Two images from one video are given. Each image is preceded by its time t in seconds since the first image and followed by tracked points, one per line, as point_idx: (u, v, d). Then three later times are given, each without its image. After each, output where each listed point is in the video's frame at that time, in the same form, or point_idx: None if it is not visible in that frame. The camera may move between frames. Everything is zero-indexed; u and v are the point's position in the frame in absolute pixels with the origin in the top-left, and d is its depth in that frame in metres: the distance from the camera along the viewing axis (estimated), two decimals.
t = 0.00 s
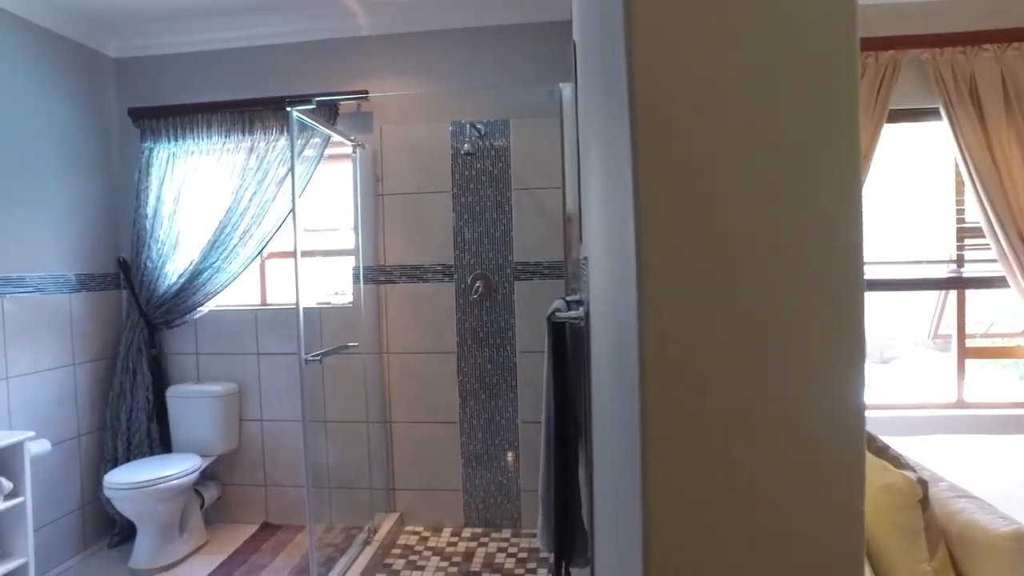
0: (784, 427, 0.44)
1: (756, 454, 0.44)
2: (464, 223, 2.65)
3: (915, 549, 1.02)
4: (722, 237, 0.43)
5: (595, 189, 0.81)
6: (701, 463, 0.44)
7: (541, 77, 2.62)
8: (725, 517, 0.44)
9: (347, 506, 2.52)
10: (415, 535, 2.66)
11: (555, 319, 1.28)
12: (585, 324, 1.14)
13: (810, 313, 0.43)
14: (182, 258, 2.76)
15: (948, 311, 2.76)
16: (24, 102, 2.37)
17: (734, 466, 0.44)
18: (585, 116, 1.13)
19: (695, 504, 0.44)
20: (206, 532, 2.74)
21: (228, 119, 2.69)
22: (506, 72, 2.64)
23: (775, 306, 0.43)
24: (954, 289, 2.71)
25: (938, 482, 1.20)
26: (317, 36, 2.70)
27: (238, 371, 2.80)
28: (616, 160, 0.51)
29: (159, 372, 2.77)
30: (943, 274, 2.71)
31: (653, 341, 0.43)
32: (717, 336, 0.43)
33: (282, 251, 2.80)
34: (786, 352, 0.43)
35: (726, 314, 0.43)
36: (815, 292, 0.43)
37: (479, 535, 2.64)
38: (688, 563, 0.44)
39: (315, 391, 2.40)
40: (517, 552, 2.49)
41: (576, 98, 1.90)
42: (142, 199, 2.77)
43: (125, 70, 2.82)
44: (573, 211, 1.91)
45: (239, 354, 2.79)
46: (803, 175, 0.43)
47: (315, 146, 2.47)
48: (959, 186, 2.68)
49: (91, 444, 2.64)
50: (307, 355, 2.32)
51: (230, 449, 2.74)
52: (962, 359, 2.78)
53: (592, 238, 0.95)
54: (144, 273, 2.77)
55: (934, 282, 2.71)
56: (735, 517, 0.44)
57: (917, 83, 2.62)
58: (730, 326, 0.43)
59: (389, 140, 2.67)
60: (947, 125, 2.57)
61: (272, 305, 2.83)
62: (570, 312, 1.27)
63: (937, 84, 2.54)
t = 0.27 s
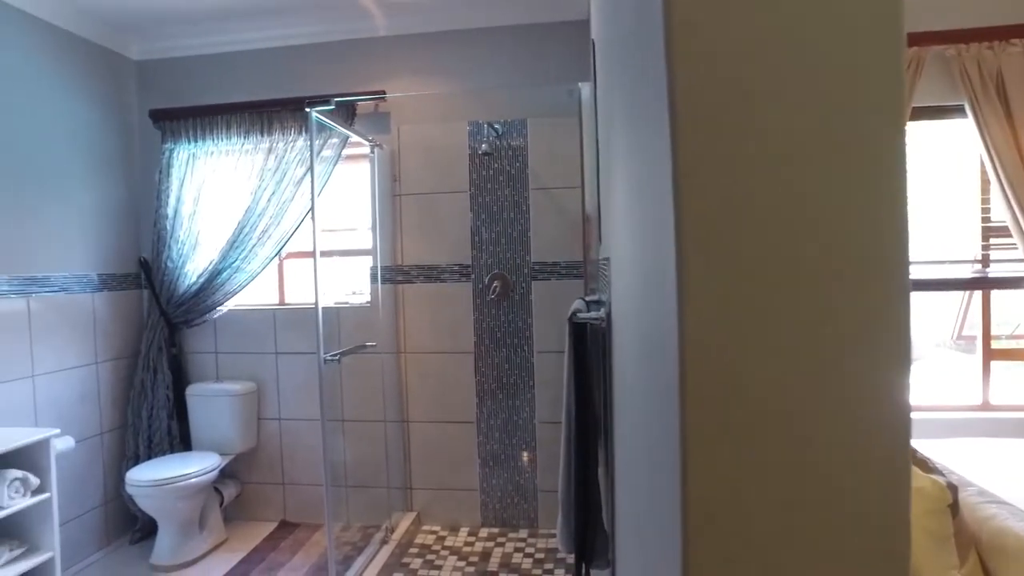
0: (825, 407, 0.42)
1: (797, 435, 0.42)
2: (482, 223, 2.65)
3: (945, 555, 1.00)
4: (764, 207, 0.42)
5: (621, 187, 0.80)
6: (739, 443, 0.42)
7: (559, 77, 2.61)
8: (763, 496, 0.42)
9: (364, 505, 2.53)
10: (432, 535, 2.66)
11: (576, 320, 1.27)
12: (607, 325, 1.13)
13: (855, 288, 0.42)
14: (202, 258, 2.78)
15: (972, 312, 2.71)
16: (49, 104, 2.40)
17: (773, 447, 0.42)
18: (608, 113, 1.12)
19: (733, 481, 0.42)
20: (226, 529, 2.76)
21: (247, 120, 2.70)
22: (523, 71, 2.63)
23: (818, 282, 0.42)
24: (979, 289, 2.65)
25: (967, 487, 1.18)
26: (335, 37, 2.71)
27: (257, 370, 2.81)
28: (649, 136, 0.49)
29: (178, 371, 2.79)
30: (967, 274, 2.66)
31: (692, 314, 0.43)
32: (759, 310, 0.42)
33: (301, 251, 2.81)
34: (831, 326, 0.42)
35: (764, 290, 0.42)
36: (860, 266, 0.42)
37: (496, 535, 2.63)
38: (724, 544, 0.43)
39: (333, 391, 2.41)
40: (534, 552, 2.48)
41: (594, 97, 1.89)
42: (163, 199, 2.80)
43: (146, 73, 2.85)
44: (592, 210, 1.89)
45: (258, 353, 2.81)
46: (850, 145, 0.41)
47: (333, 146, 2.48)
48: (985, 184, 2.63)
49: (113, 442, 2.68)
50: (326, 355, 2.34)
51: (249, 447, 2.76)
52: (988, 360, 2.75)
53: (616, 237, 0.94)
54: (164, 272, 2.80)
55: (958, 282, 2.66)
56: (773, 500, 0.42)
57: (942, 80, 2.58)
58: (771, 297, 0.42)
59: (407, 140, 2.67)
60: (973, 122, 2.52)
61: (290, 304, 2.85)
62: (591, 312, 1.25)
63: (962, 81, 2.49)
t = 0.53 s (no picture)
0: (903, 367, 0.34)
1: (867, 402, 0.34)
2: (498, 222, 2.64)
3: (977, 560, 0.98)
4: (824, 119, 0.34)
5: (645, 189, 0.79)
6: (795, 411, 0.34)
7: (576, 75, 2.60)
8: (821, 477, 0.34)
9: (381, 504, 2.53)
10: (448, 534, 2.66)
11: (597, 319, 1.27)
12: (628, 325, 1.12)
13: (935, 239, 0.34)
14: (219, 258, 2.80)
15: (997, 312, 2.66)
16: (70, 104, 2.43)
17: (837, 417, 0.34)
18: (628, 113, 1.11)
19: (781, 472, 0.34)
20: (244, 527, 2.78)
21: (265, 120, 2.72)
22: (539, 70, 2.62)
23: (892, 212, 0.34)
24: (1004, 288, 2.59)
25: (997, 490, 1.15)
26: (351, 37, 2.72)
27: (275, 369, 2.83)
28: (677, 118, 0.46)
29: (197, 369, 2.81)
30: (992, 273, 2.58)
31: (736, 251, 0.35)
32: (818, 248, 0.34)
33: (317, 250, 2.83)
34: (904, 284, 0.34)
35: (826, 221, 0.34)
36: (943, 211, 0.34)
37: (512, 535, 2.62)
38: (773, 536, 0.35)
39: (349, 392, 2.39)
40: (551, 552, 2.47)
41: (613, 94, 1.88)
42: (181, 200, 2.82)
43: (165, 74, 2.88)
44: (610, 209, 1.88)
45: (275, 352, 2.82)
46: (934, 40, 0.33)
47: (349, 146, 2.48)
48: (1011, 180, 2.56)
49: (133, 439, 2.70)
50: (344, 354, 2.34)
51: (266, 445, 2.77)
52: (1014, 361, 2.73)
53: (639, 239, 0.93)
54: (183, 272, 2.82)
55: (983, 281, 2.60)
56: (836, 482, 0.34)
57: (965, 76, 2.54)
58: (830, 246, 0.34)
59: (423, 139, 2.67)
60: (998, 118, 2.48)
61: (306, 303, 2.86)
62: (612, 312, 1.24)
63: (987, 77, 2.45)
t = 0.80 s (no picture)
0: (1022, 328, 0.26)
1: (966, 381, 0.26)
2: (517, 222, 2.64)
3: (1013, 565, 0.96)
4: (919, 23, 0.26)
5: (673, 184, 0.77)
6: (867, 390, 0.26)
7: (595, 73, 2.58)
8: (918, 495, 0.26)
9: (400, 503, 2.53)
10: (466, 533, 2.66)
11: (621, 317, 1.26)
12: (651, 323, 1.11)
13: None
14: (239, 257, 2.82)
15: None
16: (93, 105, 2.46)
17: (926, 397, 0.26)
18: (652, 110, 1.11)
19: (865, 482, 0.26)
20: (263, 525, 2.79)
21: (284, 120, 2.74)
22: (558, 68, 2.61)
23: (1002, 129, 0.25)
24: None
25: None
26: (369, 37, 2.73)
27: (294, 367, 2.84)
28: (720, 68, 0.40)
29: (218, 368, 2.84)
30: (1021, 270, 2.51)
31: (789, 181, 0.27)
32: (900, 177, 0.26)
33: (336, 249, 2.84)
34: None
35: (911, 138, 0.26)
36: None
37: (531, 534, 2.62)
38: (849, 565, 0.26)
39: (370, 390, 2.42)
40: (570, 552, 2.47)
41: (633, 92, 1.87)
42: (201, 199, 2.84)
43: (186, 75, 2.91)
44: (631, 208, 1.87)
45: (295, 351, 2.84)
46: None
47: (368, 146, 2.49)
48: None
49: (155, 437, 2.73)
50: (364, 353, 2.36)
51: (285, 444, 2.79)
52: None
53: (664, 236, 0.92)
54: (203, 271, 2.84)
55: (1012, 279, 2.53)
56: (923, 486, 0.26)
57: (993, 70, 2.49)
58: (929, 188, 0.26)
59: (441, 138, 2.67)
60: None
61: (326, 302, 2.87)
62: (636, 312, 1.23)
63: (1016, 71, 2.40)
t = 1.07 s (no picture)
0: None
1: None
2: (538, 221, 2.63)
3: None
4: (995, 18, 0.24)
5: (705, 181, 0.75)
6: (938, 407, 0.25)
7: (615, 72, 2.57)
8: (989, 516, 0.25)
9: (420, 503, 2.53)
10: (486, 534, 2.65)
11: (647, 318, 1.24)
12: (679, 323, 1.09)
13: None
14: (260, 257, 2.83)
15: None
16: (118, 108, 2.49)
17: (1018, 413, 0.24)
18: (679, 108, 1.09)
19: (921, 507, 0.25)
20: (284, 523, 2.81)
21: (305, 121, 2.75)
22: (578, 68, 2.60)
23: None
24: None
25: None
26: (389, 38, 2.73)
27: (314, 367, 2.85)
28: (766, 68, 0.39)
29: (240, 367, 2.86)
30: None
31: (858, 189, 0.25)
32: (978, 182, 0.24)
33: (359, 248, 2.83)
34: None
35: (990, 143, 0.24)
36: None
37: (551, 535, 2.61)
38: None
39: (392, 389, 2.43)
40: (590, 553, 2.45)
41: (656, 90, 1.86)
42: (222, 199, 2.86)
43: (208, 78, 2.93)
44: (654, 206, 1.85)
45: (315, 350, 2.85)
46: None
47: (388, 147, 2.49)
48: None
49: (178, 436, 2.76)
50: (386, 353, 2.36)
51: (306, 443, 2.80)
52: None
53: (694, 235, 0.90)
54: (225, 271, 2.87)
55: None
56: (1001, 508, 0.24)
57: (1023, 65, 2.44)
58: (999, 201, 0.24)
59: (462, 138, 2.66)
60: None
61: (346, 302, 2.88)
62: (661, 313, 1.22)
63: None
